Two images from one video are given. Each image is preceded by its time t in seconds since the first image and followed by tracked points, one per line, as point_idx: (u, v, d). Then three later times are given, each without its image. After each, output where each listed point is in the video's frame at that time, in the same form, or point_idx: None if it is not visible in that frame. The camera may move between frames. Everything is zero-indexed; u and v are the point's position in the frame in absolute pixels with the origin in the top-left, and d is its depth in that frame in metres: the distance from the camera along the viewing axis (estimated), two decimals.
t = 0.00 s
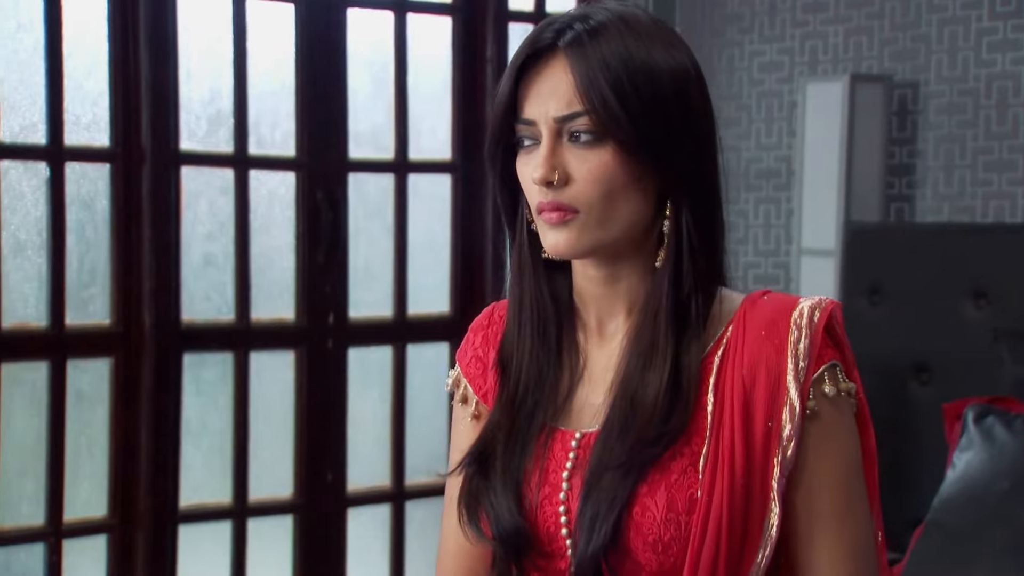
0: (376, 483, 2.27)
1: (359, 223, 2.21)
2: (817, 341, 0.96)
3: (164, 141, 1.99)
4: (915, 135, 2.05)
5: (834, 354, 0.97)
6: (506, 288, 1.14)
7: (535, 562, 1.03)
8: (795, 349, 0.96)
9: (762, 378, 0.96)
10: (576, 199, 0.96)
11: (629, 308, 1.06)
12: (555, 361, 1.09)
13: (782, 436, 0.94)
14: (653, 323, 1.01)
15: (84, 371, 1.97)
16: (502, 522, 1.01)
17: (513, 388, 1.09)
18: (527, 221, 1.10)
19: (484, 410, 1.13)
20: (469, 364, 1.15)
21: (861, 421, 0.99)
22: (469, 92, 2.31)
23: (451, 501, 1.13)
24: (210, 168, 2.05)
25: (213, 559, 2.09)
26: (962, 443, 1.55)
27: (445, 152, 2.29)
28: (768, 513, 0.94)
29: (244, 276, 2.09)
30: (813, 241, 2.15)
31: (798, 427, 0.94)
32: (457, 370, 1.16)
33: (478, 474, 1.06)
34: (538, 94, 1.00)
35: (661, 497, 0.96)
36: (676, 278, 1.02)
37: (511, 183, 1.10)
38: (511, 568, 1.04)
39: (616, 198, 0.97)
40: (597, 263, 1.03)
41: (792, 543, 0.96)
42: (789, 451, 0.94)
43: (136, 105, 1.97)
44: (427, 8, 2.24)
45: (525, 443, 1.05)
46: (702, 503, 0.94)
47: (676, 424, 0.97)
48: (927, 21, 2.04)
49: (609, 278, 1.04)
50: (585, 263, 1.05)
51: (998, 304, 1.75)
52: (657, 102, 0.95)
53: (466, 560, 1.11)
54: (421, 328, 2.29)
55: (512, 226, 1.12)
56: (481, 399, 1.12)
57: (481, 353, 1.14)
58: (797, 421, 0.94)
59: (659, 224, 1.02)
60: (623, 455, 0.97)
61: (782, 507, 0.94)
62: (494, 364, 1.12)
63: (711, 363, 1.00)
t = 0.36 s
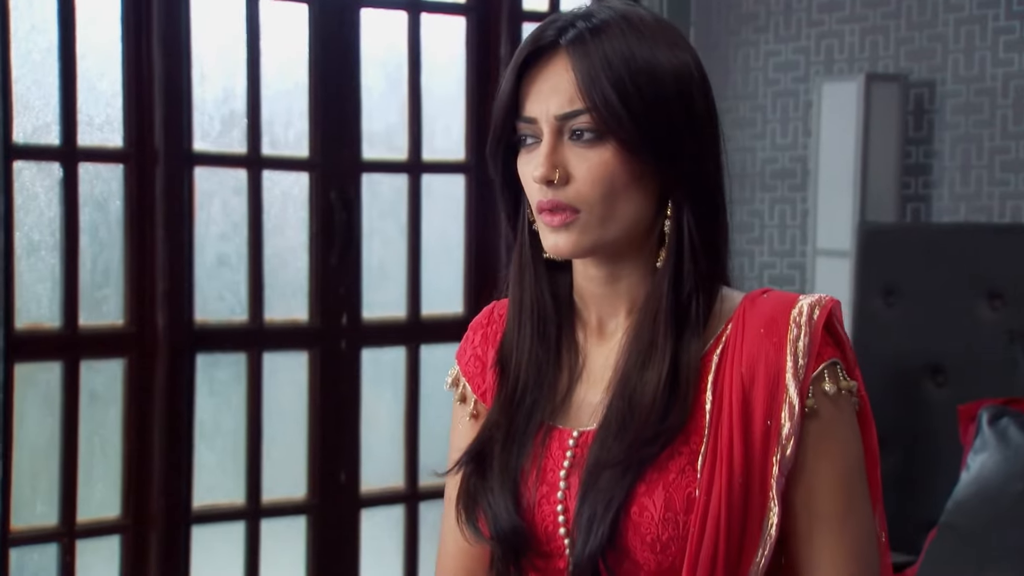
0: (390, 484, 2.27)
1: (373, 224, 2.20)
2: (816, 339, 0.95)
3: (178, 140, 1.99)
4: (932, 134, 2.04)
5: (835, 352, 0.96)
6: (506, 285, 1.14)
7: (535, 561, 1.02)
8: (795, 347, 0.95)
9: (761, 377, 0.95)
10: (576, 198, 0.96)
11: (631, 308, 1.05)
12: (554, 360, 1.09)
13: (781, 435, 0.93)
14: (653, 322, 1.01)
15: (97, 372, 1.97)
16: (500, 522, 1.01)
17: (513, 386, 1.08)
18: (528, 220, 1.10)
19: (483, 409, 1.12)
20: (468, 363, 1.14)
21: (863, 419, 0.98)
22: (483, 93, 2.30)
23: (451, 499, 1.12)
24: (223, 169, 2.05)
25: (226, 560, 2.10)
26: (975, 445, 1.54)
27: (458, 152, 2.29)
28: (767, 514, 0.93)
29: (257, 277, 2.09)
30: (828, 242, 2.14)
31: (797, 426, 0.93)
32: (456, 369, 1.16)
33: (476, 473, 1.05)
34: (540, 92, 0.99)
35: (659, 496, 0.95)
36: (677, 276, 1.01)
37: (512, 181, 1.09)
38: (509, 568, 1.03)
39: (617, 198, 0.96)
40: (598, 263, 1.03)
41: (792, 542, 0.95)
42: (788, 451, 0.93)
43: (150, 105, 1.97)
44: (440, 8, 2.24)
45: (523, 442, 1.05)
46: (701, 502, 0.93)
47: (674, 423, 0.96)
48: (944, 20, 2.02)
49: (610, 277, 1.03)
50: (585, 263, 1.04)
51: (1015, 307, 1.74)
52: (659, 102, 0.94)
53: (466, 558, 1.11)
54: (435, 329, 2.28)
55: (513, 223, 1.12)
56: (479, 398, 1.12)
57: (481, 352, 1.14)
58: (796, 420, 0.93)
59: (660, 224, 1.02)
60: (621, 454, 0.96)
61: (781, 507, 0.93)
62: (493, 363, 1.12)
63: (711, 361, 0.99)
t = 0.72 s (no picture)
0: (402, 485, 2.27)
1: (386, 225, 2.20)
2: (818, 340, 0.94)
3: (190, 141, 1.99)
4: (947, 133, 2.04)
5: (836, 353, 0.95)
6: (508, 285, 1.13)
7: (534, 561, 1.02)
8: (796, 347, 0.94)
9: (762, 378, 0.94)
10: (577, 198, 0.95)
11: (631, 308, 1.04)
12: (555, 360, 1.08)
13: (782, 436, 0.92)
14: (654, 321, 1.00)
15: (110, 372, 1.97)
16: (501, 523, 1.00)
17: (514, 386, 1.08)
18: (530, 220, 1.10)
19: (484, 409, 1.12)
20: (469, 364, 1.14)
21: (867, 421, 0.97)
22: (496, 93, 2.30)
23: (452, 501, 1.12)
24: (236, 169, 2.05)
25: (239, 560, 2.10)
26: (988, 447, 1.53)
27: (471, 153, 2.28)
28: (769, 515, 0.92)
29: (270, 278, 2.09)
30: (842, 242, 2.13)
31: (798, 426, 0.92)
32: (458, 370, 1.16)
33: (477, 474, 1.05)
34: (542, 91, 0.99)
35: (660, 497, 0.94)
36: (679, 275, 1.01)
37: (513, 180, 1.10)
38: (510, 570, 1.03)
39: (618, 197, 0.96)
40: (600, 262, 1.02)
41: (794, 544, 0.94)
42: (790, 452, 0.92)
43: (162, 105, 1.98)
44: (453, 9, 2.24)
45: (523, 444, 1.04)
46: (702, 503, 0.92)
47: (675, 423, 0.96)
48: (960, 20, 2.01)
49: (612, 277, 1.03)
50: (586, 263, 1.03)
51: None
52: (660, 102, 0.94)
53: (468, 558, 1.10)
54: (447, 329, 2.28)
55: (513, 223, 1.12)
56: (480, 398, 1.12)
57: (482, 352, 1.13)
58: (798, 420, 0.92)
59: (662, 223, 1.01)
60: (622, 455, 0.95)
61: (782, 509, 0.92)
62: (494, 363, 1.12)
63: (712, 361, 0.98)
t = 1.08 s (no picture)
0: (418, 486, 2.27)
1: (402, 227, 2.20)
2: (821, 343, 0.93)
3: (206, 142, 1.99)
4: (965, 135, 2.03)
5: (840, 356, 0.94)
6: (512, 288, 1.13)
7: (536, 565, 1.01)
8: (799, 350, 0.93)
9: (765, 381, 0.93)
10: (579, 196, 0.95)
11: (634, 312, 1.04)
12: (559, 364, 1.07)
13: (786, 440, 0.91)
14: (656, 324, 0.99)
15: (126, 373, 1.98)
16: (503, 528, 1.00)
17: (517, 390, 1.07)
18: (532, 220, 1.09)
19: (488, 413, 1.12)
20: (474, 367, 1.14)
21: (872, 425, 0.95)
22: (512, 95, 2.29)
23: (456, 506, 1.12)
24: (252, 171, 2.06)
25: (255, 562, 2.09)
26: (1005, 451, 1.52)
27: (487, 154, 2.28)
28: (773, 520, 0.91)
29: (285, 279, 2.09)
30: (859, 244, 2.12)
31: (802, 429, 0.91)
32: (462, 374, 1.15)
33: (480, 479, 1.05)
34: (545, 91, 0.99)
35: (662, 502, 0.93)
36: (680, 278, 0.99)
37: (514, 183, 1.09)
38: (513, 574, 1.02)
39: (621, 197, 0.95)
40: (602, 262, 1.01)
41: (798, 548, 0.93)
42: (793, 456, 0.91)
43: (178, 106, 1.98)
44: (468, 10, 2.23)
45: (527, 448, 1.04)
46: (704, 508, 0.91)
47: (677, 427, 0.95)
48: (978, 20, 2.00)
49: (614, 279, 1.02)
50: (588, 264, 1.02)
51: None
52: (664, 102, 0.93)
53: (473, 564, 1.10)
54: (463, 331, 2.28)
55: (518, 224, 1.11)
56: (484, 402, 1.11)
57: (486, 356, 1.13)
58: (801, 423, 0.91)
59: (665, 222, 1.00)
60: (624, 458, 0.95)
61: (786, 514, 0.91)
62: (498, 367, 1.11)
63: (715, 364, 0.97)
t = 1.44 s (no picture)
0: (435, 487, 2.26)
1: (419, 227, 2.20)
2: (828, 344, 0.92)
3: (224, 143, 1.99)
4: (986, 134, 2.01)
5: (848, 356, 0.92)
6: (518, 290, 1.13)
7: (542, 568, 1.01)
8: (806, 352, 0.92)
9: (771, 383, 0.92)
10: (584, 197, 0.94)
11: (638, 313, 1.03)
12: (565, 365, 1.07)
13: (792, 441, 0.90)
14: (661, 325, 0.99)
15: (144, 373, 1.98)
16: (509, 530, 1.00)
17: (523, 391, 1.07)
18: (538, 221, 1.08)
19: (494, 414, 1.11)
20: (480, 368, 1.13)
21: (879, 426, 0.94)
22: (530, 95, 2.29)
23: (463, 509, 1.11)
24: (270, 171, 2.06)
25: (272, 562, 2.09)
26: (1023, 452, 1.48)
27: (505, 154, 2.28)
28: (779, 522, 0.90)
29: (303, 280, 2.09)
30: (879, 243, 2.11)
31: (808, 431, 0.90)
32: (469, 375, 1.15)
33: (486, 480, 1.04)
34: (550, 91, 0.98)
35: (668, 504, 0.93)
36: (687, 275, 0.99)
37: (519, 185, 1.08)
38: None
39: (626, 197, 0.94)
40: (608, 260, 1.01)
41: (806, 550, 0.92)
42: (799, 458, 0.89)
43: (196, 107, 1.98)
44: (486, 10, 2.23)
45: (532, 450, 1.03)
46: (709, 510, 0.91)
47: (682, 428, 0.94)
48: (999, 19, 1.99)
49: (620, 280, 1.01)
50: (594, 265, 1.02)
51: None
52: (670, 103, 0.92)
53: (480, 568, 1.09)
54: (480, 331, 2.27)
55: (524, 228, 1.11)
56: (491, 403, 1.11)
57: (493, 357, 1.13)
58: (808, 425, 0.90)
59: (671, 223, 1.00)
60: (630, 460, 0.94)
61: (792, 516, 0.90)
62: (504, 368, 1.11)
63: (721, 365, 0.97)
